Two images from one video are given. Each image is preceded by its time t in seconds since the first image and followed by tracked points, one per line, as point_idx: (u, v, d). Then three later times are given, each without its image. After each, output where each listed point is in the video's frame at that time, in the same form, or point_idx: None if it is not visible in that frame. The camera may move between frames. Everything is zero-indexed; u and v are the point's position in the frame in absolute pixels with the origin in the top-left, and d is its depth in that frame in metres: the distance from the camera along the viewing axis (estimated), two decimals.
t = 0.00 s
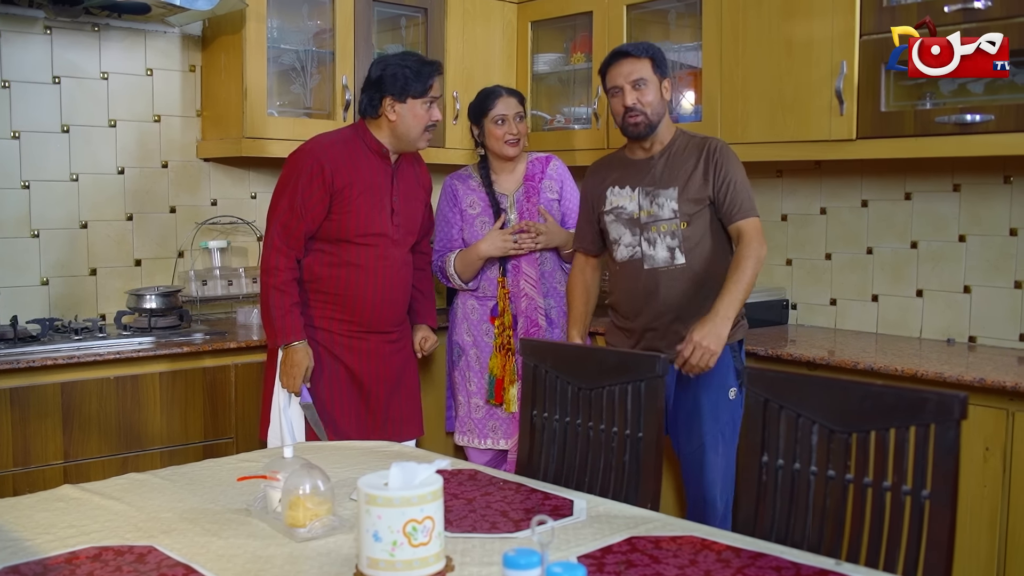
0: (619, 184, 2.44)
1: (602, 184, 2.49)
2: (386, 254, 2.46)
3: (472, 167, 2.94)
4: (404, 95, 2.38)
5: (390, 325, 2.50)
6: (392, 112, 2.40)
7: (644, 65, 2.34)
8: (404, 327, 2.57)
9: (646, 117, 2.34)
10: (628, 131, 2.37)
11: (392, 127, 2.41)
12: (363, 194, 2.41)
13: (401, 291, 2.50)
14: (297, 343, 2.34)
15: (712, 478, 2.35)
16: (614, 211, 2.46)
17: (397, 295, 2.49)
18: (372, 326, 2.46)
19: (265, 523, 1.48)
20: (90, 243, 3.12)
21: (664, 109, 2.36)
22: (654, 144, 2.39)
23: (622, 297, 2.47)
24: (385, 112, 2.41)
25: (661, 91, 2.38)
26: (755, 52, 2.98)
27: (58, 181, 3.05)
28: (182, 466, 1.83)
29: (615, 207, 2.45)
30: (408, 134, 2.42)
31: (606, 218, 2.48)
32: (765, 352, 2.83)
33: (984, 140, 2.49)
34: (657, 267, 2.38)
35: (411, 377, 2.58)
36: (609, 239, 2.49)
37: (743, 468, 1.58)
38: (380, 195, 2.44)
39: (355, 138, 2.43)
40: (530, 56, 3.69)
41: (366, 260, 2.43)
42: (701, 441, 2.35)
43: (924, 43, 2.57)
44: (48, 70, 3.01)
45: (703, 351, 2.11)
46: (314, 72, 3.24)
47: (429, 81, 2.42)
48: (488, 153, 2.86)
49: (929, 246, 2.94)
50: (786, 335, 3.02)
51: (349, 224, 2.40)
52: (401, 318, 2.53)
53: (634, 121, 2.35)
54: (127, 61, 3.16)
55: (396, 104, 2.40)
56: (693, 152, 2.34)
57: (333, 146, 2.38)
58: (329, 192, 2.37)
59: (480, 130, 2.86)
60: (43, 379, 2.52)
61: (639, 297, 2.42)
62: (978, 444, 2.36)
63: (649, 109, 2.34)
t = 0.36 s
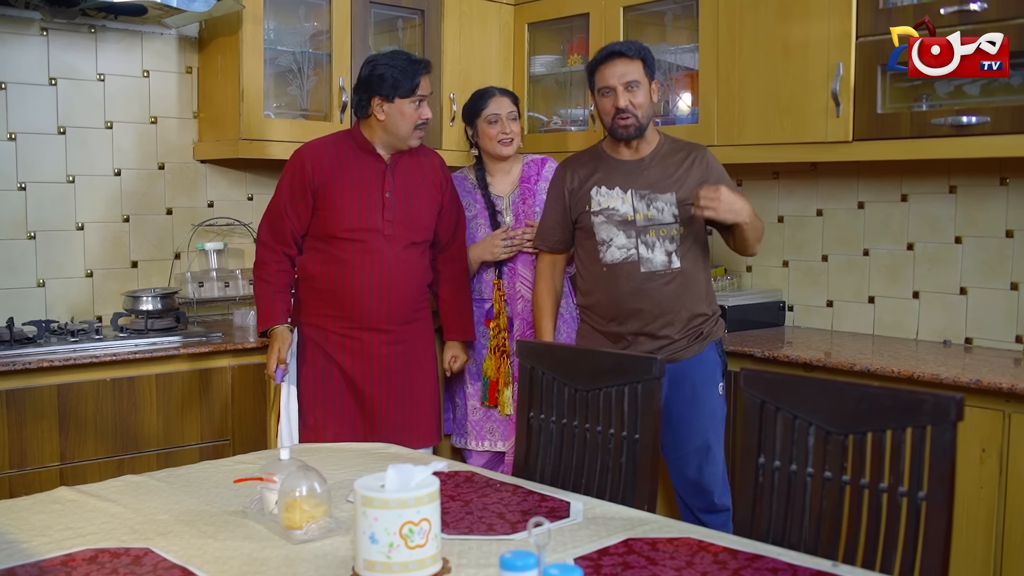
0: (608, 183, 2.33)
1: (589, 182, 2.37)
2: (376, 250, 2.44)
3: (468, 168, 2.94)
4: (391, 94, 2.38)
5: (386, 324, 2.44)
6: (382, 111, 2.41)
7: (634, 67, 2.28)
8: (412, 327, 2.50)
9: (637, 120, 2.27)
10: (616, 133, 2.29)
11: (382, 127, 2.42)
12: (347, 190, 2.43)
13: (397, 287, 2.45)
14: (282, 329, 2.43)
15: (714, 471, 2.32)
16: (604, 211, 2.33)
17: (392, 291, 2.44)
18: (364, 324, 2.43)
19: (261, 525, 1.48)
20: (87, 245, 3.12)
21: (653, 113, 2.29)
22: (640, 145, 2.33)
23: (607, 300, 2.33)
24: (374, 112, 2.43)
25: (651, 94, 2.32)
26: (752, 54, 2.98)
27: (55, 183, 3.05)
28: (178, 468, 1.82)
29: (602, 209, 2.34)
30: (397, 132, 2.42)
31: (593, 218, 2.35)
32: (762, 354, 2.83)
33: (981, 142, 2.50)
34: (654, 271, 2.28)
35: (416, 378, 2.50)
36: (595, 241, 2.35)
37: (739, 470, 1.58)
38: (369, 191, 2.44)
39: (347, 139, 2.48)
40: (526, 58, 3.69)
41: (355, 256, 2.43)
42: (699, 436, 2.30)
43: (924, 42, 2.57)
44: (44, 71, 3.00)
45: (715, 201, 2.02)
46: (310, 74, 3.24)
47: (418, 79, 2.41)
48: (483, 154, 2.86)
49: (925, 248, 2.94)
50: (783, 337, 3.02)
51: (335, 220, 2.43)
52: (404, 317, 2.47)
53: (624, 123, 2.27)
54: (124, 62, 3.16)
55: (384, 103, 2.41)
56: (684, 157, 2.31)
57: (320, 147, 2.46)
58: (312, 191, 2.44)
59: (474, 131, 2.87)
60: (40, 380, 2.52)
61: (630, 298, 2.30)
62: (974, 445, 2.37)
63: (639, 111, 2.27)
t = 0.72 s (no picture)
0: (606, 190, 2.31)
1: (587, 187, 2.34)
2: (370, 248, 2.40)
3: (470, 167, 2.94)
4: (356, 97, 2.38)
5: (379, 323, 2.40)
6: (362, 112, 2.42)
7: (641, 70, 2.22)
8: (408, 327, 2.43)
9: (642, 124, 2.22)
10: (620, 137, 2.24)
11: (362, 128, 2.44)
12: (345, 188, 2.42)
13: (389, 286, 2.39)
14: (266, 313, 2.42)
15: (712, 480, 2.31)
16: (601, 217, 2.31)
17: (384, 290, 2.39)
18: (357, 322, 2.40)
19: (260, 527, 1.48)
20: (85, 247, 3.12)
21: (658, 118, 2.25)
22: (642, 149, 2.30)
23: (602, 305, 2.33)
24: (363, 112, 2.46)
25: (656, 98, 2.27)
26: (750, 57, 2.98)
27: (54, 185, 3.05)
28: (177, 470, 1.82)
29: (598, 213, 2.32)
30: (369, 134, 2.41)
31: (590, 224, 2.33)
32: (760, 355, 2.83)
33: (979, 144, 2.50)
34: (649, 280, 2.27)
35: (412, 382, 2.43)
36: (591, 247, 2.34)
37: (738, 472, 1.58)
38: (364, 190, 2.42)
39: (350, 139, 2.49)
40: (525, 61, 3.69)
41: (348, 254, 2.41)
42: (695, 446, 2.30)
43: (924, 43, 2.57)
44: (43, 73, 3.00)
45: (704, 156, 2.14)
46: (309, 76, 3.24)
47: (380, 83, 2.32)
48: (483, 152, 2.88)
49: (924, 250, 2.95)
50: (781, 339, 3.02)
51: (330, 218, 2.43)
52: (397, 317, 2.41)
53: (629, 127, 2.22)
54: (122, 64, 3.16)
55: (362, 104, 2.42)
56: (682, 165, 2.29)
57: (324, 147, 2.49)
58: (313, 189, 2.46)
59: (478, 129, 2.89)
60: (39, 382, 2.52)
61: (625, 303, 2.29)
62: (973, 447, 2.37)
63: (644, 115, 2.22)
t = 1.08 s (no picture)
0: (614, 188, 2.28)
1: (599, 187, 2.32)
2: (346, 251, 2.38)
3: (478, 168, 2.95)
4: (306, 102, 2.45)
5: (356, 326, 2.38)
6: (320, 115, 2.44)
7: (654, 69, 2.18)
8: (388, 327, 2.40)
9: (657, 123, 2.17)
10: (635, 138, 2.19)
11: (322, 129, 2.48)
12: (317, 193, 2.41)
13: (365, 288, 2.37)
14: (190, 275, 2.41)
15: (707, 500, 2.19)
16: (610, 216, 2.28)
17: (360, 292, 2.37)
18: (335, 326, 2.38)
19: (259, 529, 1.47)
20: (85, 249, 3.12)
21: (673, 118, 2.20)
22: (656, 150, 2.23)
23: (612, 307, 2.29)
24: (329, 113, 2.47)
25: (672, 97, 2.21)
26: (750, 59, 2.98)
27: (53, 187, 3.05)
28: (176, 473, 1.82)
29: (607, 213, 2.29)
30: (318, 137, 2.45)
31: (600, 225, 2.31)
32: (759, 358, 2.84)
33: (979, 146, 2.50)
34: (657, 270, 2.20)
35: (394, 384, 2.41)
36: (603, 247, 2.31)
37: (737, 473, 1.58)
38: (336, 191, 2.40)
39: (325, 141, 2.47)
40: (524, 63, 3.69)
41: (324, 257, 2.40)
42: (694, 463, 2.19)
43: (924, 42, 2.57)
44: (42, 75, 3.00)
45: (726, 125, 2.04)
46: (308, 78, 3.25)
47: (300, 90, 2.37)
48: (493, 154, 2.89)
49: (923, 252, 2.95)
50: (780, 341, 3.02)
51: (305, 222, 2.42)
52: (376, 318, 2.39)
53: (642, 127, 2.17)
54: (122, 66, 3.16)
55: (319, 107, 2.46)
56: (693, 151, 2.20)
57: (299, 152, 2.49)
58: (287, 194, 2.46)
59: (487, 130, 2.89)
60: (38, 385, 2.51)
61: (630, 304, 2.24)
62: (972, 449, 2.37)
63: (659, 115, 2.17)
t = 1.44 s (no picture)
0: (638, 198, 2.23)
1: (623, 196, 2.27)
2: (282, 262, 2.30)
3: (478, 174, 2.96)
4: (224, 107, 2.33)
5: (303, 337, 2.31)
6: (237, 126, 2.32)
7: (661, 65, 2.14)
8: (342, 334, 2.34)
9: (669, 120, 2.12)
10: (649, 137, 2.14)
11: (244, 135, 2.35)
12: (243, 205, 2.32)
13: (309, 301, 2.30)
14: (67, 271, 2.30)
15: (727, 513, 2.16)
16: (633, 227, 2.24)
17: (305, 306, 2.30)
18: (284, 339, 2.32)
19: (257, 535, 1.47)
20: (84, 254, 3.12)
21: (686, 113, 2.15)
22: (674, 150, 2.18)
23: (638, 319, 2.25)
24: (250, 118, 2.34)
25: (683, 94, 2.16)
26: (749, 64, 2.98)
27: (52, 192, 3.05)
28: (174, 478, 1.82)
29: (630, 223, 2.24)
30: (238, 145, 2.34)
31: (624, 235, 2.26)
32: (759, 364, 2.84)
33: (977, 151, 2.50)
34: (680, 287, 2.15)
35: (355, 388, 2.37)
36: (627, 258, 2.27)
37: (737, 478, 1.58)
38: (261, 205, 2.31)
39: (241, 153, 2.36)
40: (524, 68, 3.69)
41: (262, 276, 2.32)
42: (717, 473, 2.17)
43: (924, 43, 2.57)
44: (41, 81, 3.00)
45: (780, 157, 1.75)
46: (308, 83, 3.25)
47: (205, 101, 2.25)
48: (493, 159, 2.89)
49: (922, 257, 2.95)
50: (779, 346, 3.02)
51: (237, 241, 2.34)
52: (326, 328, 2.32)
53: (655, 125, 2.13)
54: (121, 71, 3.16)
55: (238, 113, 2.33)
56: (717, 163, 2.14)
57: (212, 169, 2.38)
58: (208, 207, 2.36)
59: (488, 136, 2.88)
60: (36, 390, 2.51)
61: (654, 319, 2.20)
62: (971, 454, 2.36)
63: (672, 110, 2.12)
